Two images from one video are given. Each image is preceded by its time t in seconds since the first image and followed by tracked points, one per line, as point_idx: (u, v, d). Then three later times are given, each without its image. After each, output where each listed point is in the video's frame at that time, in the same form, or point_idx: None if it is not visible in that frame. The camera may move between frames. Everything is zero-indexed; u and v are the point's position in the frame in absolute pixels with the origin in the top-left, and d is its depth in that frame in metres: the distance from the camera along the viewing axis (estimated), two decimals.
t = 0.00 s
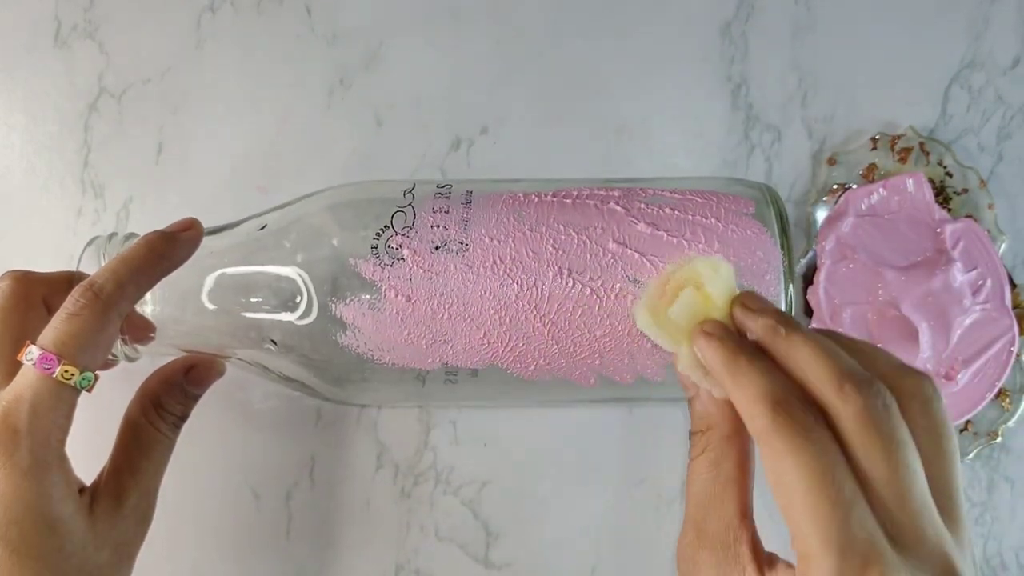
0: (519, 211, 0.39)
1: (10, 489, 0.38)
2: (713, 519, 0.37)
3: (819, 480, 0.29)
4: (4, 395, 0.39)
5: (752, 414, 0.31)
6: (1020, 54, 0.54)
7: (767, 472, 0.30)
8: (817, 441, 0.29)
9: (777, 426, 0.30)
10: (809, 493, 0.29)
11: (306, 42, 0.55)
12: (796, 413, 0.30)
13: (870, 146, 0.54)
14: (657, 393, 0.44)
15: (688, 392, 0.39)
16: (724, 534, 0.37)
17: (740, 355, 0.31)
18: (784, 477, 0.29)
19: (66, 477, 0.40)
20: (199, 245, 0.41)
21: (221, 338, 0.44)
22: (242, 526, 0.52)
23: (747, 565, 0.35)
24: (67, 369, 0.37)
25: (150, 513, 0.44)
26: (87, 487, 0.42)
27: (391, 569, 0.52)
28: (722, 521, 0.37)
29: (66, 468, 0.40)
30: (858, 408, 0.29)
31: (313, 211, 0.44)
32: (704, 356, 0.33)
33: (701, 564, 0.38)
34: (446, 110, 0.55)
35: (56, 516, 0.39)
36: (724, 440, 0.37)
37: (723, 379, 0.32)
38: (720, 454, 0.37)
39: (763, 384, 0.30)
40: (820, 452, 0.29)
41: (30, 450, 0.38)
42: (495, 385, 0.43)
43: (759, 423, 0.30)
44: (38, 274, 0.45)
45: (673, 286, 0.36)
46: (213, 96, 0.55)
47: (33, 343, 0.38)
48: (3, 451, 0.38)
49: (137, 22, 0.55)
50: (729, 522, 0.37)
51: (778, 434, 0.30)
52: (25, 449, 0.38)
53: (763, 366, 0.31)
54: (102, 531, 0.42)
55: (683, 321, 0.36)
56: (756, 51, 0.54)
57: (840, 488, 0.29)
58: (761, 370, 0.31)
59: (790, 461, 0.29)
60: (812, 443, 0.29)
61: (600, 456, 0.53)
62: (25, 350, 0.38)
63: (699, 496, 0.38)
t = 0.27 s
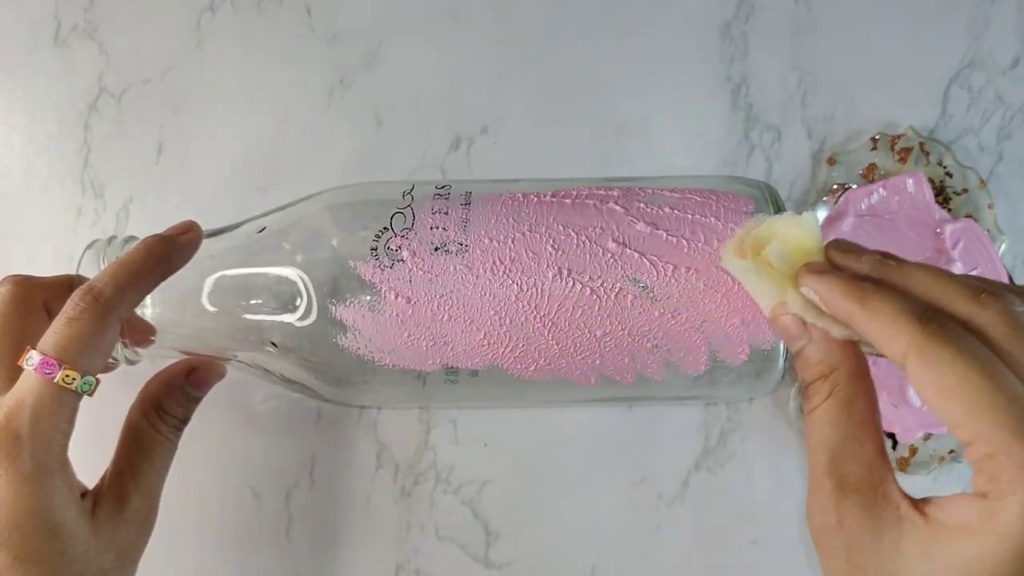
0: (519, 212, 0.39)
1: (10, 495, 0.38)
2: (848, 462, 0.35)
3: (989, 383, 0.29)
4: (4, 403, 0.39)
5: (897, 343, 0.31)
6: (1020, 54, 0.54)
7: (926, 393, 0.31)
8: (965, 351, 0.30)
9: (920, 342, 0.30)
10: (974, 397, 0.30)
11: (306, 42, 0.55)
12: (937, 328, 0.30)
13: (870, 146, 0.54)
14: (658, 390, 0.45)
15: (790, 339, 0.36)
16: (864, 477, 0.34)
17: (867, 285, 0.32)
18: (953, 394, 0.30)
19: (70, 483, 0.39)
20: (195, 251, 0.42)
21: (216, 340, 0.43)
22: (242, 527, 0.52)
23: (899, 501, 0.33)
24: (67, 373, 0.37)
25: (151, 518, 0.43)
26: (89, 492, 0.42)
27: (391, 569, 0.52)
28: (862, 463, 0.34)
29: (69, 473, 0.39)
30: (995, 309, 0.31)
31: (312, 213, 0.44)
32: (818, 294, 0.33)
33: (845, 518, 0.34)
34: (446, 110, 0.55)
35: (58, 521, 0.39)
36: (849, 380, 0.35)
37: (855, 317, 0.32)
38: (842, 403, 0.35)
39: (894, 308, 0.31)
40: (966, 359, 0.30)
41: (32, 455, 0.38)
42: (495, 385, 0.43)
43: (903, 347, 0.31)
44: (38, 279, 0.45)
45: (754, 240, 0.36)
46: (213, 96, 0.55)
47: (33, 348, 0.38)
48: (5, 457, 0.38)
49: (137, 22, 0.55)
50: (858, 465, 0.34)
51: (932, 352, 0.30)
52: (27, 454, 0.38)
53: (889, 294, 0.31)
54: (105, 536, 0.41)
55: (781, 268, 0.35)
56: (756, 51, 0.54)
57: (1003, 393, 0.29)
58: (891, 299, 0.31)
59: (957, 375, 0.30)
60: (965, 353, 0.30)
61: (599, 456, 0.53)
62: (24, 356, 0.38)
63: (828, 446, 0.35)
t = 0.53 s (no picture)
0: (519, 219, 0.39)
1: (14, 502, 0.38)
2: (843, 374, 0.33)
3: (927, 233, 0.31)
4: (5, 410, 0.39)
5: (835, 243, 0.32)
6: (1020, 54, 0.54)
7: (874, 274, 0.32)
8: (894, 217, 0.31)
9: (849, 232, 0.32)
10: (919, 257, 0.30)
11: (306, 41, 0.55)
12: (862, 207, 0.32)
13: (870, 146, 0.54)
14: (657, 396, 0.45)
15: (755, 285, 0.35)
16: (863, 384, 0.33)
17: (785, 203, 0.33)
18: (904, 269, 0.31)
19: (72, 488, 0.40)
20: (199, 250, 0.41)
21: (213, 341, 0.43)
22: (242, 529, 0.52)
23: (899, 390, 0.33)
24: (69, 380, 0.37)
25: (154, 521, 0.44)
26: (93, 495, 0.42)
27: (391, 569, 0.52)
28: (860, 371, 0.33)
29: (72, 478, 0.40)
30: (904, 180, 0.33)
31: (312, 217, 0.44)
32: (756, 233, 0.34)
33: (853, 426, 0.33)
34: (446, 110, 0.55)
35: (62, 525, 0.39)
36: (827, 299, 0.33)
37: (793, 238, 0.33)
38: (831, 322, 0.33)
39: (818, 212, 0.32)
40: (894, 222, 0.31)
41: (35, 462, 0.38)
42: (495, 391, 0.44)
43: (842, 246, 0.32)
44: (38, 283, 0.45)
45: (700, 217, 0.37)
46: (213, 95, 0.55)
47: (34, 353, 0.38)
48: (9, 464, 0.38)
49: (137, 22, 0.55)
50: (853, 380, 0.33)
51: (864, 231, 0.31)
52: (30, 462, 0.38)
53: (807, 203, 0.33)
54: (108, 539, 0.41)
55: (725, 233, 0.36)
56: (756, 50, 0.54)
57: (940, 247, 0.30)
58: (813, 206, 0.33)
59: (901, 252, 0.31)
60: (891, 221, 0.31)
61: (599, 456, 0.53)
62: (25, 361, 0.39)
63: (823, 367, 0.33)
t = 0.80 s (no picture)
0: (520, 248, 0.39)
1: (20, 538, 0.39)
2: (800, 346, 0.33)
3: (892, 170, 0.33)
4: (6, 448, 0.40)
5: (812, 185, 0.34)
6: (1020, 54, 0.54)
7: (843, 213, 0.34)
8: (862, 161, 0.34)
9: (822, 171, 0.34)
10: (881, 192, 0.32)
11: (306, 41, 0.55)
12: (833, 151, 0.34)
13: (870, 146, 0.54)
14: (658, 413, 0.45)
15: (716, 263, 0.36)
16: (825, 354, 0.33)
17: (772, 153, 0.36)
18: (872, 206, 0.32)
19: (77, 518, 0.41)
20: (195, 277, 0.42)
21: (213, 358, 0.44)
22: (242, 532, 0.52)
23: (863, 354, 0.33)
24: (71, 416, 0.39)
25: (161, 545, 0.46)
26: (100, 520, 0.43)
27: (391, 569, 0.52)
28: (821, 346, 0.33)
29: (76, 509, 0.41)
30: (903, 128, 0.36)
31: (314, 231, 0.44)
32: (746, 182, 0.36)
33: (827, 394, 0.33)
34: (446, 110, 0.55)
35: (71, 555, 0.40)
36: (779, 280, 0.34)
37: (774, 187, 0.35)
38: (783, 289, 0.34)
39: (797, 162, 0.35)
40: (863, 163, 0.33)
41: (40, 500, 0.39)
42: (496, 410, 0.44)
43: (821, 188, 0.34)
44: (38, 312, 0.46)
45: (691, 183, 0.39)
46: (213, 94, 0.55)
47: (35, 390, 0.39)
48: (14, 502, 0.39)
49: (137, 22, 0.55)
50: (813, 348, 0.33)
51: (834, 169, 0.34)
52: (35, 499, 0.39)
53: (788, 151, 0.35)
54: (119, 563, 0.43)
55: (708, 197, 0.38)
56: (756, 50, 0.54)
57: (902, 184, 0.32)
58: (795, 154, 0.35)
59: (865, 187, 0.33)
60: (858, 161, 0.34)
61: (599, 456, 0.53)
62: (25, 398, 0.40)
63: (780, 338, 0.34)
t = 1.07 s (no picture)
0: (519, 247, 0.39)
1: (24, 548, 0.39)
2: (822, 317, 0.33)
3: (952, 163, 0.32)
4: (7, 458, 0.40)
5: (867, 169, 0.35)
6: (1020, 54, 0.54)
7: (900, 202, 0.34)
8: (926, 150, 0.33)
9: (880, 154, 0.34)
10: (939, 179, 0.32)
11: (306, 41, 0.55)
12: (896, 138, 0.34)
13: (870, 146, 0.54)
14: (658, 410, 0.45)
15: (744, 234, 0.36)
16: (849, 323, 0.33)
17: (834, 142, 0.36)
18: (932, 194, 0.32)
19: (81, 527, 0.41)
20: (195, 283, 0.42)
21: (212, 363, 0.44)
22: (242, 530, 0.52)
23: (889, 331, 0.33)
24: (73, 424, 0.39)
25: (166, 549, 0.45)
26: (104, 525, 0.44)
27: (391, 569, 0.52)
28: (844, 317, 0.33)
29: (80, 517, 0.41)
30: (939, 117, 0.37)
31: (315, 234, 0.44)
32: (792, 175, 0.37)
33: (847, 363, 0.33)
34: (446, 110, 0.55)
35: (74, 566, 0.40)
36: (802, 250, 0.34)
37: (829, 174, 0.36)
38: (812, 261, 0.33)
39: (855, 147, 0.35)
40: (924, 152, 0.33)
41: (42, 508, 0.39)
42: (496, 409, 0.44)
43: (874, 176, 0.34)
44: (39, 320, 0.46)
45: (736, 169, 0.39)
46: (213, 94, 0.55)
47: (35, 399, 0.39)
48: (17, 511, 0.39)
49: (137, 22, 0.55)
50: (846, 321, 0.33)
51: (895, 155, 0.34)
52: (38, 507, 0.39)
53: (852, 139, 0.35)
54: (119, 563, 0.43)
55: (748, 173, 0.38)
56: (756, 50, 0.54)
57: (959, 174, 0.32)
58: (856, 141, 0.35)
59: (923, 174, 0.33)
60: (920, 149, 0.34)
61: (598, 455, 0.53)
62: (26, 408, 0.40)
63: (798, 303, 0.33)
